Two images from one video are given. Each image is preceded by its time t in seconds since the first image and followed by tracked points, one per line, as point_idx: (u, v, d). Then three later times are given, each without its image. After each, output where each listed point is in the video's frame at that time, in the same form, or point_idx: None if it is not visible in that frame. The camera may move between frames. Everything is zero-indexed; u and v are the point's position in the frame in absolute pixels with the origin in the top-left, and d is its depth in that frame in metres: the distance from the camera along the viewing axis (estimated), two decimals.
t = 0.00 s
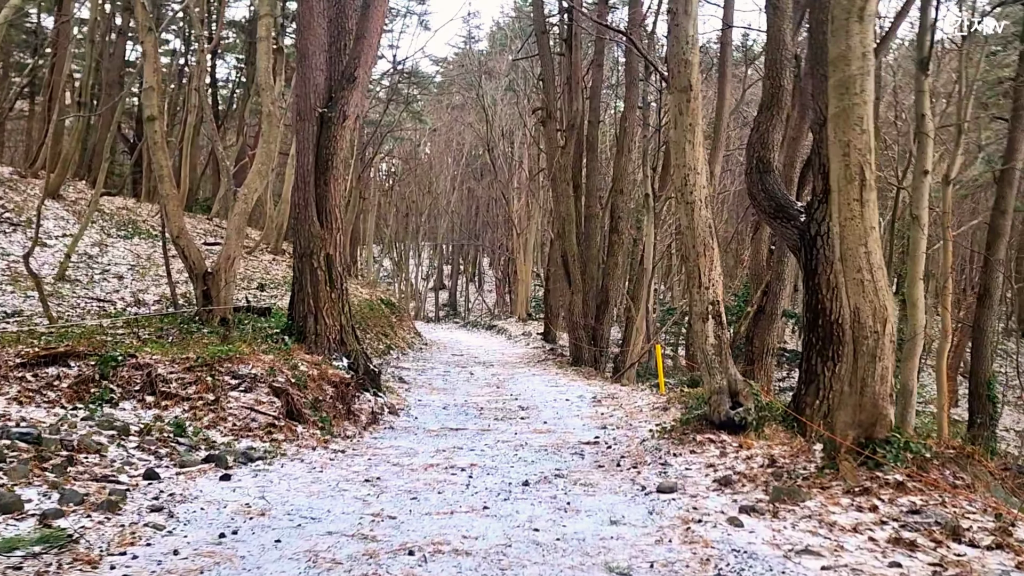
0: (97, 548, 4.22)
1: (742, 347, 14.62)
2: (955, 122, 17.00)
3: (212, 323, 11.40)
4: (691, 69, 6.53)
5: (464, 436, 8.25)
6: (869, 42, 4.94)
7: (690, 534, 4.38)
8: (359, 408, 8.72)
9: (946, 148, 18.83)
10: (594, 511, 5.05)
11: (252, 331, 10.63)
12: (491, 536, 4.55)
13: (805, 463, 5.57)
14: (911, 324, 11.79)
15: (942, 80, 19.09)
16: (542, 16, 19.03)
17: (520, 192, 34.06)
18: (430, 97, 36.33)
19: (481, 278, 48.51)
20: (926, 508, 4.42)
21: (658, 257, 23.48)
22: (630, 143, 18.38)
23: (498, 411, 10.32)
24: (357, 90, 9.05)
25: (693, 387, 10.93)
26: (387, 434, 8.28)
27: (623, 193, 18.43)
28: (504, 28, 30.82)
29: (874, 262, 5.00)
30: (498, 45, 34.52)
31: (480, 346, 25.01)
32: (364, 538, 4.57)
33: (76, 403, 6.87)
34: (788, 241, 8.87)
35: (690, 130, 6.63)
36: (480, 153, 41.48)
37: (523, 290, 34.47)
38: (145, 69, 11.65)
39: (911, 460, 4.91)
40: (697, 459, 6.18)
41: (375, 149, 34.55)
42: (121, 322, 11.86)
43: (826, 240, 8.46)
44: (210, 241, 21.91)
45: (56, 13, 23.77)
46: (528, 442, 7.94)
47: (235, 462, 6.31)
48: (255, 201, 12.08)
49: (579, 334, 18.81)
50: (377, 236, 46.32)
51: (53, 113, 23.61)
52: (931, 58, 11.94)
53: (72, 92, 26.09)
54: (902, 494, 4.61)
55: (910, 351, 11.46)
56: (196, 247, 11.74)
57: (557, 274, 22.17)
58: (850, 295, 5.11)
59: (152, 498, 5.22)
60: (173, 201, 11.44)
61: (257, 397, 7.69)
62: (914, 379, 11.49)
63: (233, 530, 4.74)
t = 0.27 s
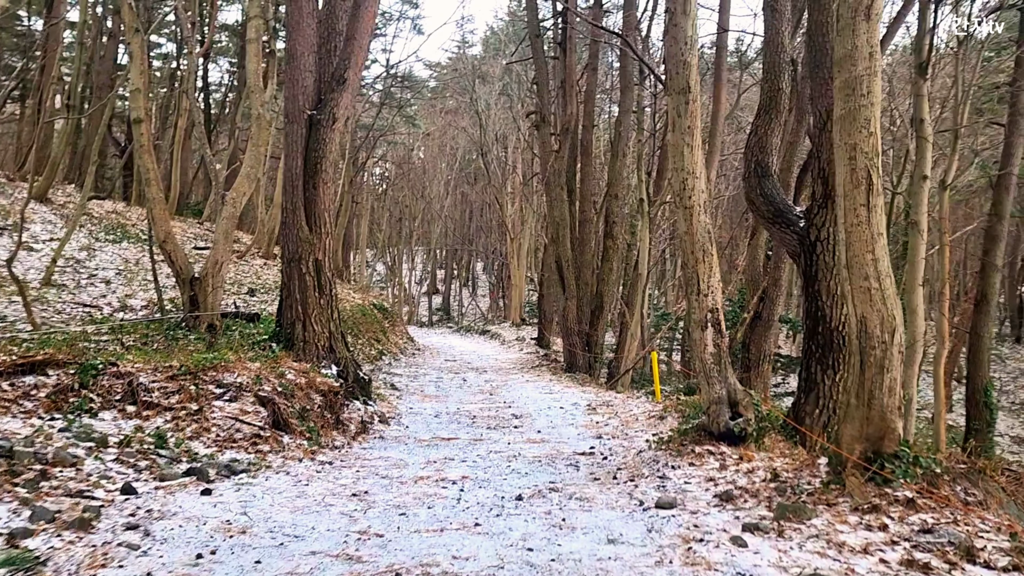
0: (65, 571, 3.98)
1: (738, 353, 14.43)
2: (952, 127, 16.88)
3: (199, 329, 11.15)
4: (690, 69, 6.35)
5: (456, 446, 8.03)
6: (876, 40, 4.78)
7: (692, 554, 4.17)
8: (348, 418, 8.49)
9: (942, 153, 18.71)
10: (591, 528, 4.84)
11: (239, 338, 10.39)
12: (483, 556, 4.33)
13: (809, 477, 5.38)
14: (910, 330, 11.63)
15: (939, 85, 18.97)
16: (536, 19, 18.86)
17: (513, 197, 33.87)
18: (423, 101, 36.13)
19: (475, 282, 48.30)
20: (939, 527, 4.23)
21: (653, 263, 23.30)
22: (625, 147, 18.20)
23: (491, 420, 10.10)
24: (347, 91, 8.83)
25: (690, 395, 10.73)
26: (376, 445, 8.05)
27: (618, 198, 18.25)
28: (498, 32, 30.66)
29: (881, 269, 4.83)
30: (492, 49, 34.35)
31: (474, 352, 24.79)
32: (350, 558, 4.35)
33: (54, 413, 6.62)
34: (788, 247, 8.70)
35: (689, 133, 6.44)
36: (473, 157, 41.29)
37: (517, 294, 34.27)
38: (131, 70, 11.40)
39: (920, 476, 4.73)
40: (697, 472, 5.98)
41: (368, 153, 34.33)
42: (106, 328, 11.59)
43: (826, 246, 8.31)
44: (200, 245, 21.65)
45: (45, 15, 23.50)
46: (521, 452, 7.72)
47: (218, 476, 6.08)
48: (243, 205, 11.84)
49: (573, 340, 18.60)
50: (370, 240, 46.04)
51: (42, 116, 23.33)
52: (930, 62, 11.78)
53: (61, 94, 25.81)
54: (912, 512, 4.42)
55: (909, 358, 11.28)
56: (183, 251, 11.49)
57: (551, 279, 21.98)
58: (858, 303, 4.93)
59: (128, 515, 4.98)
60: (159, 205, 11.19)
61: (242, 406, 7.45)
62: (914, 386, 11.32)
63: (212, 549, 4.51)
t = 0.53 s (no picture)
0: None
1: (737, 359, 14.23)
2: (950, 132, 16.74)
3: (187, 336, 10.90)
4: (692, 68, 6.17)
5: (451, 457, 7.80)
6: (888, 35, 4.62)
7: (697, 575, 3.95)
8: (339, 427, 8.26)
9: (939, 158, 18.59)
10: (591, 545, 4.61)
11: (229, 345, 10.15)
12: None
13: (818, 491, 5.17)
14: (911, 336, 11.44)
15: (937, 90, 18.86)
16: (531, 23, 18.67)
17: (509, 203, 33.68)
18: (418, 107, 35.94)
19: (470, 288, 48.09)
20: (957, 544, 4.02)
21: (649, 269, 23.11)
22: (621, 152, 18.02)
23: (487, 429, 9.87)
24: (338, 93, 8.62)
25: (689, 403, 10.52)
26: (368, 455, 7.81)
27: (614, 203, 18.07)
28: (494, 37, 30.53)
29: (893, 273, 4.65)
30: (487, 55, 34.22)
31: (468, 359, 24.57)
32: None
33: (31, 424, 6.37)
34: (790, 252, 8.50)
35: (691, 133, 6.25)
36: (468, 163, 41.11)
37: (512, 301, 34.03)
38: (119, 71, 11.17)
39: (935, 490, 4.53)
40: (699, 485, 5.76)
41: (363, 158, 34.12)
42: (92, 335, 11.34)
43: (829, 250, 8.13)
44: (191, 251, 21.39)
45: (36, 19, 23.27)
46: (517, 463, 7.49)
47: (201, 489, 5.84)
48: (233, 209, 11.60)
49: (569, 347, 18.38)
50: (365, 246, 45.77)
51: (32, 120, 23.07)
52: (930, 65, 11.63)
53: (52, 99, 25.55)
54: (928, 528, 4.21)
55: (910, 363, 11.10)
56: (172, 257, 11.25)
57: (546, 284, 21.78)
58: (869, 309, 4.73)
59: (104, 533, 4.74)
60: (147, 209, 10.96)
61: (228, 416, 7.21)
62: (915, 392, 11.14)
63: (192, 569, 4.27)
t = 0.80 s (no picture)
0: None
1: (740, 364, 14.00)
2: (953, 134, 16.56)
3: (180, 342, 10.69)
4: (698, 63, 5.99)
5: (449, 465, 7.58)
6: (905, 25, 4.45)
7: None
8: (335, 435, 8.04)
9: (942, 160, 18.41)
10: (596, 559, 4.40)
11: (222, 351, 9.94)
12: None
13: (832, 502, 4.96)
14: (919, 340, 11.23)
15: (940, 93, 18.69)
16: (530, 25, 18.52)
17: (507, 207, 33.50)
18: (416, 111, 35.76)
19: (469, 293, 47.90)
20: (982, 558, 3.82)
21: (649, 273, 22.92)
22: (621, 155, 17.83)
23: (486, 436, 9.64)
24: (333, 92, 8.42)
25: (693, 409, 10.32)
26: (364, 464, 7.60)
27: (614, 207, 17.88)
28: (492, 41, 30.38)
29: (911, 273, 4.47)
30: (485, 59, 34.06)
31: (468, 364, 24.33)
32: None
33: (15, 433, 6.15)
34: (796, 254, 8.31)
35: (697, 131, 6.06)
36: (467, 168, 40.95)
37: (511, 306, 33.81)
38: (111, 73, 10.98)
39: (956, 501, 4.33)
40: (707, 495, 5.55)
41: (361, 163, 33.95)
42: (83, 341, 11.13)
43: (836, 252, 7.94)
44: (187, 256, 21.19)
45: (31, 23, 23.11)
46: (518, 471, 7.29)
47: (189, 501, 5.62)
48: (227, 213, 11.39)
49: (569, 352, 18.17)
50: (363, 251, 45.56)
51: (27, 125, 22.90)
52: (936, 65, 11.45)
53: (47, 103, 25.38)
54: (950, 541, 4.01)
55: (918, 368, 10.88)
56: (165, 261, 11.05)
57: (546, 289, 21.58)
58: (887, 311, 4.53)
59: (85, 548, 4.52)
60: (139, 213, 10.76)
61: (220, 424, 7.00)
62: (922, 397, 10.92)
63: None
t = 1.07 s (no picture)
0: None
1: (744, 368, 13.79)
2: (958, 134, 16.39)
3: (174, 346, 10.50)
4: (702, 58, 5.80)
5: (447, 473, 7.39)
6: (921, 15, 4.29)
7: None
8: (330, 441, 7.84)
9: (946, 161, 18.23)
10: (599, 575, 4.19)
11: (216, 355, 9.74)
12: None
13: (845, 513, 4.77)
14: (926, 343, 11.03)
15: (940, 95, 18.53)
16: (530, 25, 18.35)
17: (508, 210, 33.34)
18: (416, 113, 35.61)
19: (470, 297, 47.73)
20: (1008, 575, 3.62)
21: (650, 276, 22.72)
22: (623, 156, 17.64)
23: (485, 442, 9.44)
24: (328, 90, 8.25)
25: (696, 414, 10.12)
26: (360, 472, 7.41)
27: (615, 209, 17.67)
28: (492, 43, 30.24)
29: (928, 275, 4.28)
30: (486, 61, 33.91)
31: (468, 368, 24.13)
32: None
33: None
34: (803, 256, 8.12)
35: (701, 129, 5.86)
36: (468, 170, 40.81)
37: (512, 309, 33.57)
38: (104, 72, 10.79)
39: (976, 514, 4.14)
40: (714, 506, 5.35)
41: (360, 166, 33.80)
42: (76, 345, 10.93)
43: (843, 253, 7.76)
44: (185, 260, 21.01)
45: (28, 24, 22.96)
46: (517, 479, 7.08)
47: (177, 512, 5.42)
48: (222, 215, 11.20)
49: (570, 356, 17.95)
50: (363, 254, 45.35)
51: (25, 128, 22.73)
52: (943, 65, 11.26)
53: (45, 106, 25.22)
54: (972, 557, 3.81)
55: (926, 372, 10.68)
56: (159, 264, 10.85)
57: (546, 292, 21.38)
58: (903, 315, 4.35)
59: (64, 563, 4.32)
60: (133, 215, 10.57)
61: (211, 431, 6.80)
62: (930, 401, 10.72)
63: None
